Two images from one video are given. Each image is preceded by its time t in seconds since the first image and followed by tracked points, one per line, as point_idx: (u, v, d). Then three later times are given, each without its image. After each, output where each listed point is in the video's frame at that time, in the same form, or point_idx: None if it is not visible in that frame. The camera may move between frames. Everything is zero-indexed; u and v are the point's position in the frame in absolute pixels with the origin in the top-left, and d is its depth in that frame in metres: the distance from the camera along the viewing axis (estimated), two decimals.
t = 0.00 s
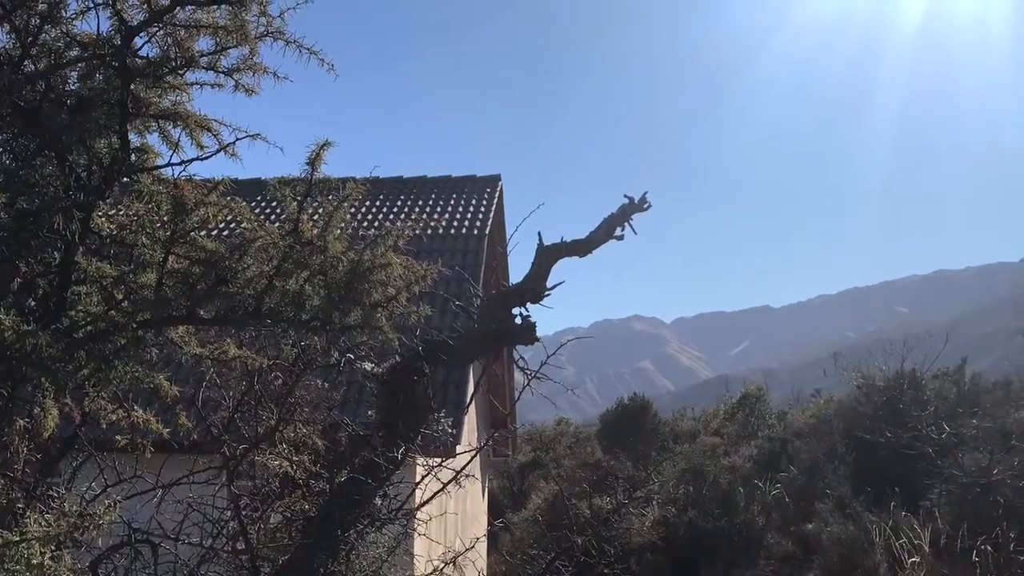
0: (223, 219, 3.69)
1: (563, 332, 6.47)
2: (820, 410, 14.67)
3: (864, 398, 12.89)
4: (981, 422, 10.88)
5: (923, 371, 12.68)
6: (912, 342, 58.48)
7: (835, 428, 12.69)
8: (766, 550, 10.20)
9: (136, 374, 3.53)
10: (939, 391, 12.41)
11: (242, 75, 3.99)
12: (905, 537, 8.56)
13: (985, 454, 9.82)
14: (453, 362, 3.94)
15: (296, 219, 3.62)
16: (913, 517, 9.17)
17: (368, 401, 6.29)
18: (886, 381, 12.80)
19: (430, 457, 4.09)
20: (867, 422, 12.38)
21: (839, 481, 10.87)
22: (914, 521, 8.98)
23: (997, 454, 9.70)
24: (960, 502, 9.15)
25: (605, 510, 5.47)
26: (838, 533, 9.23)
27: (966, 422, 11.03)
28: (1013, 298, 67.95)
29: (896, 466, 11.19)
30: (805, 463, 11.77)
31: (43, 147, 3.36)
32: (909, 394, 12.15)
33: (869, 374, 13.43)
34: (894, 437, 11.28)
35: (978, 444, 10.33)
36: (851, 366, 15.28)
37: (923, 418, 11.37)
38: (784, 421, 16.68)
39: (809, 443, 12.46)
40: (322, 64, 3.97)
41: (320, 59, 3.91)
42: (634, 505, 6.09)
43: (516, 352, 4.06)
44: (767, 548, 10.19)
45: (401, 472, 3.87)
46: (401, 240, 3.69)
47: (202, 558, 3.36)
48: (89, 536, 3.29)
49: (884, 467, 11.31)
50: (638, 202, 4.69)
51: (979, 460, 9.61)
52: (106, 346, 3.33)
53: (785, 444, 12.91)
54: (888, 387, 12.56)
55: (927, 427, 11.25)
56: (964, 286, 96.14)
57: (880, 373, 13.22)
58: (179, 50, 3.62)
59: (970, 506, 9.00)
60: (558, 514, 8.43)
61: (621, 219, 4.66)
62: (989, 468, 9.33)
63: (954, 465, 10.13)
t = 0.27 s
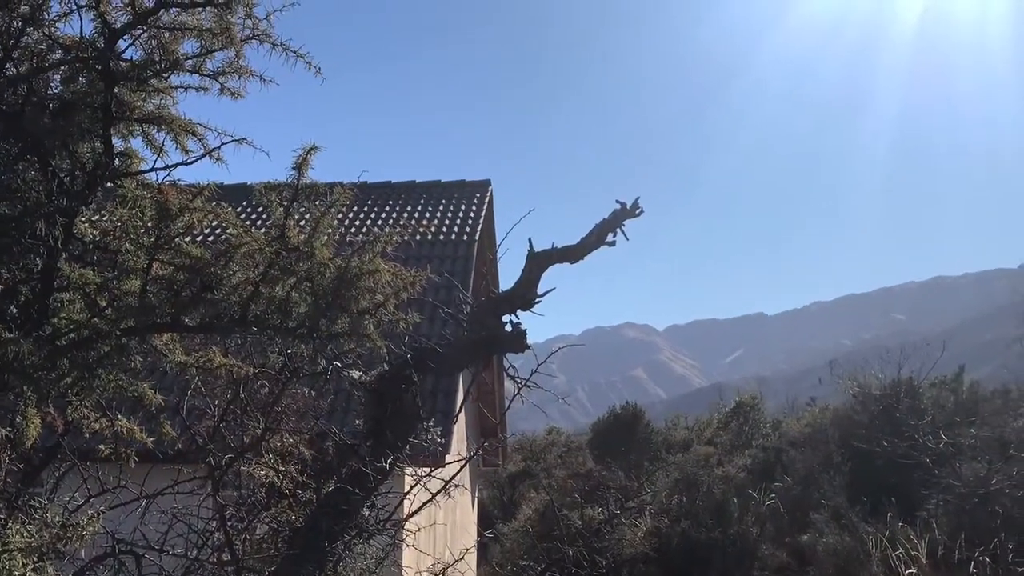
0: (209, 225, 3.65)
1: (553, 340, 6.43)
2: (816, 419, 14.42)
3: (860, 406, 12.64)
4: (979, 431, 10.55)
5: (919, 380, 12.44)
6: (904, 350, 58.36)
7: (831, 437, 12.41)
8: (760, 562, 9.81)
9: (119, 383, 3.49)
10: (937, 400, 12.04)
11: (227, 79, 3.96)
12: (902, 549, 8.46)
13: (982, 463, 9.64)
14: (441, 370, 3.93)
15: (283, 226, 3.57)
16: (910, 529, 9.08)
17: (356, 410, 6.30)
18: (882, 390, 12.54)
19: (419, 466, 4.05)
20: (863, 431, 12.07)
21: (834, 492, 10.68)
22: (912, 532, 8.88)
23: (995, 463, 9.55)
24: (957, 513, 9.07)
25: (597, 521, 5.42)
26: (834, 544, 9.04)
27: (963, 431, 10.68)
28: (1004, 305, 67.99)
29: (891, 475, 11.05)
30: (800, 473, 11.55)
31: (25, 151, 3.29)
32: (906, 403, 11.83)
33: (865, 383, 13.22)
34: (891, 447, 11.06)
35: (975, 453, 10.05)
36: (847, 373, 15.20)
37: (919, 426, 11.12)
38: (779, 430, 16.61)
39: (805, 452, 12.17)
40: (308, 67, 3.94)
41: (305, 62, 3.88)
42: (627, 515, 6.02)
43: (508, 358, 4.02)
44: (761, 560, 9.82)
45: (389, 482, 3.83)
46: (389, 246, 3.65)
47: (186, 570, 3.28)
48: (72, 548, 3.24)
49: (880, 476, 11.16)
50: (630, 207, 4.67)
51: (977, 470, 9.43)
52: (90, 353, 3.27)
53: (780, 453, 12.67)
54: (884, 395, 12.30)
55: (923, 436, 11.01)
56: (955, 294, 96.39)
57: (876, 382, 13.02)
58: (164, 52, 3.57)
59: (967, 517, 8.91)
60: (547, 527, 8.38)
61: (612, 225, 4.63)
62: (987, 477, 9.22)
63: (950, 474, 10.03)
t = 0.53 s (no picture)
0: (195, 230, 3.58)
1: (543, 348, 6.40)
2: (810, 428, 14.36)
3: (856, 415, 12.37)
4: (978, 440, 10.32)
5: (916, 389, 12.07)
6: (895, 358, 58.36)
7: (826, 445, 12.27)
8: None
9: (102, 391, 3.46)
10: (934, 408, 11.81)
11: (212, 83, 3.93)
12: (899, 561, 8.35)
13: (980, 473, 9.53)
14: (431, 379, 3.87)
15: (269, 231, 3.51)
16: (907, 539, 8.95)
17: (343, 419, 6.31)
18: (878, 398, 12.28)
19: (408, 476, 4.01)
20: (859, 440, 11.85)
21: (830, 502, 10.52)
22: (909, 543, 8.75)
23: (994, 473, 9.42)
24: (954, 524, 8.93)
25: (587, 533, 5.38)
26: (829, 555, 9.07)
27: (961, 441, 10.47)
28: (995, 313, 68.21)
29: (890, 483, 10.84)
30: (795, 482, 11.36)
31: (8, 155, 3.24)
32: (903, 411, 11.65)
33: (862, 392, 12.90)
34: (887, 457, 10.89)
35: (974, 463, 9.96)
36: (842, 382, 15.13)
37: (917, 435, 10.89)
38: (773, 440, 16.54)
39: (800, 462, 12.06)
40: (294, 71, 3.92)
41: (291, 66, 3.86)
42: (619, 526, 5.98)
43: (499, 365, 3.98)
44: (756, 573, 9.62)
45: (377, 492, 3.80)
46: (378, 252, 3.58)
47: None
48: (55, 559, 3.16)
49: (878, 485, 10.92)
50: (622, 213, 4.65)
51: (975, 480, 9.30)
52: (72, 361, 3.27)
53: (775, 462, 12.44)
54: (881, 404, 12.02)
55: (921, 445, 10.79)
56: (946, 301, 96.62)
57: (874, 392, 12.69)
58: (148, 55, 3.52)
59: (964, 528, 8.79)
60: (538, 539, 8.31)
61: (604, 230, 4.61)
62: (985, 487, 9.08)
63: (948, 484, 9.88)
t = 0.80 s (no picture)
0: (181, 236, 3.54)
1: (534, 356, 6.39)
2: (806, 437, 14.31)
3: (853, 424, 12.26)
4: (975, 450, 10.28)
5: (913, 397, 12.13)
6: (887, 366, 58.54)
7: (822, 455, 12.17)
8: None
9: (86, 398, 3.42)
10: (932, 417, 11.87)
11: (199, 86, 3.89)
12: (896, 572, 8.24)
13: (979, 482, 9.43)
14: (420, 388, 3.85)
15: (255, 237, 3.45)
16: (905, 551, 8.80)
17: (331, 427, 6.29)
18: (875, 406, 12.27)
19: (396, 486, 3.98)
20: (855, 449, 11.76)
21: (825, 512, 10.46)
22: (907, 553, 8.64)
23: (991, 483, 9.33)
24: (953, 534, 8.79)
25: (579, 543, 5.35)
26: (825, 566, 8.90)
27: (958, 450, 10.45)
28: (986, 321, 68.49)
29: (886, 494, 10.78)
30: (790, 492, 11.09)
31: None
32: (899, 420, 11.63)
33: (858, 400, 12.98)
34: (883, 467, 10.88)
35: (971, 473, 9.87)
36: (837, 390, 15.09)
37: (914, 445, 10.86)
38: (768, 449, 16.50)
39: (795, 471, 11.69)
40: (281, 73, 3.88)
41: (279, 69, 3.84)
42: (611, 536, 5.95)
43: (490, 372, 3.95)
44: None
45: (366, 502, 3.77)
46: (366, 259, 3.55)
47: None
48: (38, 570, 3.11)
49: (873, 494, 10.86)
50: (613, 219, 4.64)
51: (973, 490, 9.18)
52: (56, 369, 3.19)
53: (770, 472, 12.27)
54: (877, 412, 11.98)
55: (918, 455, 10.78)
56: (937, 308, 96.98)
57: (869, 399, 12.75)
58: (133, 58, 3.49)
59: (962, 538, 8.69)
60: (529, 552, 8.29)
61: (595, 236, 4.59)
62: (983, 497, 8.98)
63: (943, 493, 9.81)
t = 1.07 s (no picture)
0: (165, 241, 3.48)
1: (524, 365, 6.37)
2: (801, 446, 14.28)
3: (849, 433, 12.35)
4: (974, 459, 10.23)
5: (910, 406, 12.20)
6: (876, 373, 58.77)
7: (818, 465, 12.17)
8: None
9: (68, 404, 3.38)
10: (928, 425, 11.87)
11: (183, 89, 3.85)
12: None
13: (976, 492, 9.37)
14: (408, 396, 3.84)
15: (241, 243, 3.40)
16: (903, 561, 8.74)
17: (318, 436, 6.26)
18: (872, 416, 12.32)
19: (386, 495, 3.92)
20: (852, 459, 11.76)
21: (821, 522, 10.45)
22: (904, 563, 8.59)
23: (989, 493, 9.28)
24: (951, 545, 8.75)
25: (570, 553, 5.32)
26: None
27: (956, 459, 10.40)
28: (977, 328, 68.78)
29: (883, 503, 10.75)
30: (785, 502, 11.31)
31: None
32: (896, 429, 11.60)
33: (853, 408, 13.04)
34: (880, 476, 10.83)
35: (968, 482, 9.84)
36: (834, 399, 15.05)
37: (911, 454, 10.83)
38: (763, 458, 16.47)
39: (789, 481, 11.94)
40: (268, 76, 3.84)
41: (265, 72, 3.82)
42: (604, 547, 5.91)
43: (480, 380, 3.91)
44: None
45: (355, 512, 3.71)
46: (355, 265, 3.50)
47: None
48: None
49: (870, 504, 10.85)
50: (605, 225, 4.61)
51: (970, 500, 9.12)
52: (39, 377, 3.21)
53: (765, 481, 12.41)
54: (874, 422, 11.99)
55: (915, 464, 10.74)
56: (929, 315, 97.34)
57: (865, 408, 12.83)
58: (117, 61, 3.44)
59: (960, 549, 8.64)
60: (521, 561, 8.22)
61: (587, 243, 4.57)
62: (981, 507, 8.91)
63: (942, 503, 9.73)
